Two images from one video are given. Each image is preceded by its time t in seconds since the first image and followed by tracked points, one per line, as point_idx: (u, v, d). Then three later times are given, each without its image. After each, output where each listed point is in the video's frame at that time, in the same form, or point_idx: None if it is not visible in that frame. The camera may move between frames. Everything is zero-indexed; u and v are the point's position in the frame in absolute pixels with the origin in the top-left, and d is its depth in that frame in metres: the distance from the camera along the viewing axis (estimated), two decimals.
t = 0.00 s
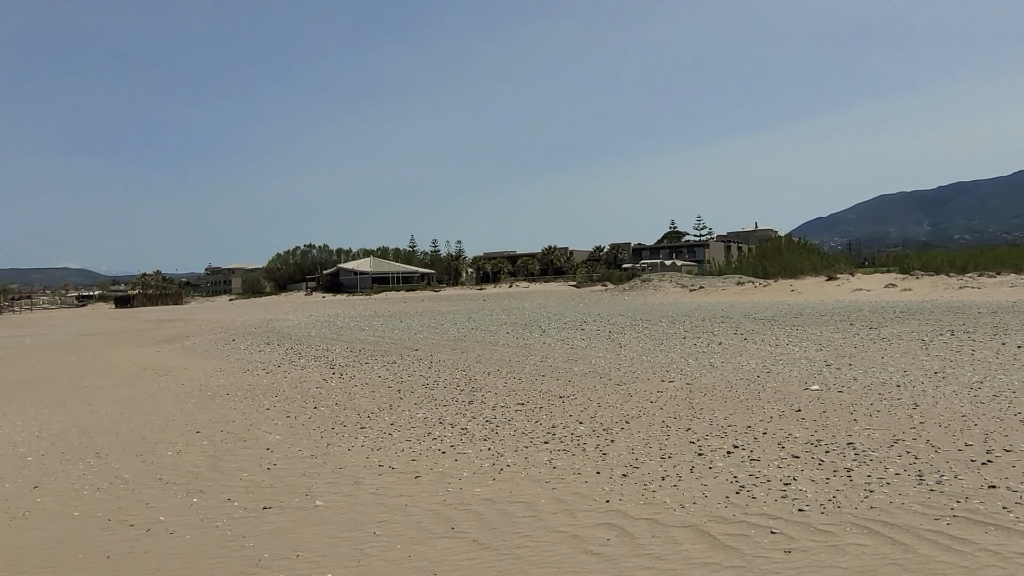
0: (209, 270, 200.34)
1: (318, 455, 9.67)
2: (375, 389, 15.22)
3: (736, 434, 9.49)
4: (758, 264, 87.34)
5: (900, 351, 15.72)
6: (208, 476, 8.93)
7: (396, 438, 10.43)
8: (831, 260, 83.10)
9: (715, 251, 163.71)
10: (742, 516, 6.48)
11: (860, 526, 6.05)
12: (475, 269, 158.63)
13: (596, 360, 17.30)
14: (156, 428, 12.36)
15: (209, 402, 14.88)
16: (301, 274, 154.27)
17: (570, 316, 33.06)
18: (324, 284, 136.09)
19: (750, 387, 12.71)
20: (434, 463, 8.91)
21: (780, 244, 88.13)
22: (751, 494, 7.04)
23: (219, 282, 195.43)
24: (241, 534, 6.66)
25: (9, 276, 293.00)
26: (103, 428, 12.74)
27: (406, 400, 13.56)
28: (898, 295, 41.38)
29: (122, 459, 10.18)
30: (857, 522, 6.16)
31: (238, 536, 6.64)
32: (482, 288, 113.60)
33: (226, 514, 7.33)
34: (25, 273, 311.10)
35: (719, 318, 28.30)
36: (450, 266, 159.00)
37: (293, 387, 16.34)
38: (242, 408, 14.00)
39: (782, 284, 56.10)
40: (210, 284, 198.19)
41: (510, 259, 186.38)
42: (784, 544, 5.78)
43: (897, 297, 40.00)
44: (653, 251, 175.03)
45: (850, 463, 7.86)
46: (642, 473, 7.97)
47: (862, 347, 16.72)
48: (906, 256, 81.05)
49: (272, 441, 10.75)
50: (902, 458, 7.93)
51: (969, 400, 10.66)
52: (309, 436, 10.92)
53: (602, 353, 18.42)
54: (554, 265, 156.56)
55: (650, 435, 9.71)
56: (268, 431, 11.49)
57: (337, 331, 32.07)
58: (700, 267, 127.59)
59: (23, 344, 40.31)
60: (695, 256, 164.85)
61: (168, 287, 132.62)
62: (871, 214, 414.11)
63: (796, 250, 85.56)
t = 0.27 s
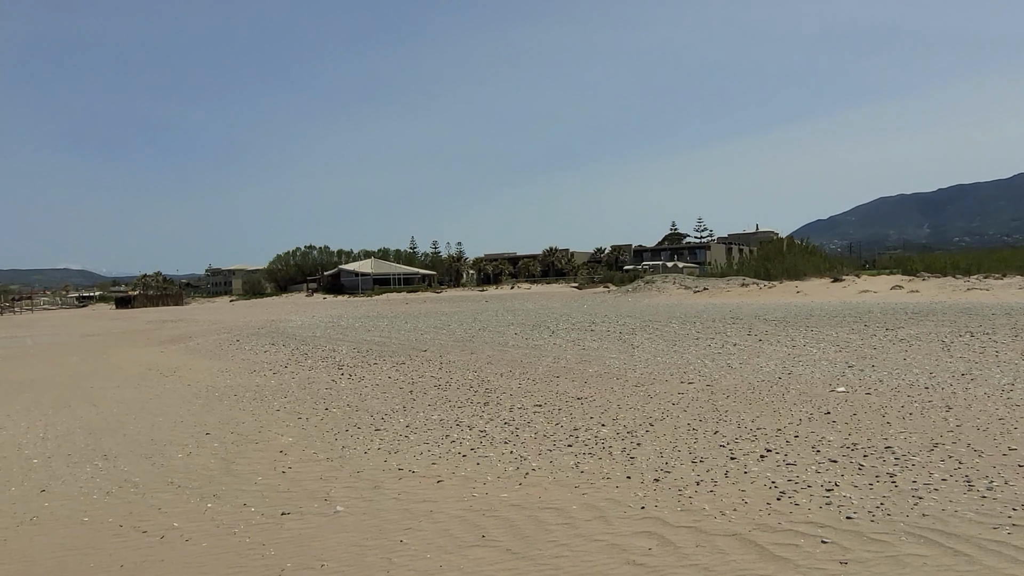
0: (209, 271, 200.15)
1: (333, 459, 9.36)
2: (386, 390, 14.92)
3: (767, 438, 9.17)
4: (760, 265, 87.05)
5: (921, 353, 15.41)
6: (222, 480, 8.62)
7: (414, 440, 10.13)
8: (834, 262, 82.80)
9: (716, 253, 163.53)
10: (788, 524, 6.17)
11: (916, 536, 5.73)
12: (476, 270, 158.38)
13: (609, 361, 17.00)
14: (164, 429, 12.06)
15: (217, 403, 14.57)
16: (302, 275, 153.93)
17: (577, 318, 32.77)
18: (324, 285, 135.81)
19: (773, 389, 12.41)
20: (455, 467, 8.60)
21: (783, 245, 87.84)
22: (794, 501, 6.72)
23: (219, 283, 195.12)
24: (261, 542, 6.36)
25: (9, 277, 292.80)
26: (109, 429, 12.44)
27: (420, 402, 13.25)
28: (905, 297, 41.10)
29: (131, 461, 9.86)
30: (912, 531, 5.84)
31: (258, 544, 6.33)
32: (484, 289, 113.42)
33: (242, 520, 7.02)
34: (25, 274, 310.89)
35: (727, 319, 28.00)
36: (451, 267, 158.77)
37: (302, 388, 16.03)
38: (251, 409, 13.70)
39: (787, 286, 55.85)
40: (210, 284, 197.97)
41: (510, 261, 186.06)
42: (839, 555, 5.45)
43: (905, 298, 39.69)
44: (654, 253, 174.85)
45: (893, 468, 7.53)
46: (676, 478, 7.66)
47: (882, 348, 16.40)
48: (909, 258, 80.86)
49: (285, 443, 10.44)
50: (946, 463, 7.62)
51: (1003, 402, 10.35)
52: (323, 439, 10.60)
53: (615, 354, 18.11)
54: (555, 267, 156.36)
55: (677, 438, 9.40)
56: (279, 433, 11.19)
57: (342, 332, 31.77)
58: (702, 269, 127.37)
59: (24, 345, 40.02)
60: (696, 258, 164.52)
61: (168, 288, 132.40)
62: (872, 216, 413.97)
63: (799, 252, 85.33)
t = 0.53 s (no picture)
0: (208, 268, 199.64)
1: (346, 463, 9.04)
2: (395, 391, 14.61)
3: (796, 443, 8.86)
4: (762, 266, 86.76)
5: (941, 355, 15.10)
6: (232, 485, 8.29)
7: (429, 443, 9.79)
8: (836, 263, 82.53)
9: (716, 253, 163.35)
10: (833, 536, 5.86)
11: (972, 551, 5.43)
12: (476, 269, 158.05)
13: (621, 362, 16.69)
14: (170, 430, 11.73)
15: (222, 403, 14.24)
16: (302, 273, 153.50)
17: (582, 317, 32.45)
18: (324, 283, 135.43)
19: (794, 392, 12.09)
20: (474, 472, 8.28)
21: (785, 246, 87.57)
22: (836, 511, 6.41)
23: (219, 280, 194.62)
24: (277, 552, 6.05)
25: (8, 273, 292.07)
26: (112, 430, 12.11)
27: (430, 403, 12.92)
28: (911, 298, 40.86)
29: (137, 464, 9.55)
30: (966, 545, 5.53)
31: (273, 555, 6.02)
32: (484, 288, 113.09)
33: (256, 528, 6.69)
34: (23, 270, 310.24)
35: (736, 320, 27.72)
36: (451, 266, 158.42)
37: (308, 388, 15.69)
38: (258, 409, 13.38)
39: (791, 286, 55.61)
40: (210, 282, 197.50)
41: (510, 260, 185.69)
42: (894, 571, 5.14)
43: (912, 300, 39.40)
44: (654, 252, 174.58)
45: (934, 476, 7.22)
46: (707, 485, 7.35)
47: (899, 350, 16.10)
48: (911, 259, 80.70)
49: (295, 446, 10.13)
50: (989, 472, 7.31)
51: None
52: (334, 441, 10.29)
53: (627, 355, 17.78)
54: (556, 266, 156.08)
55: (702, 443, 9.09)
56: (289, 435, 10.87)
57: (345, 331, 31.44)
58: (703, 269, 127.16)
59: (22, 342, 39.63)
60: (696, 258, 164.22)
61: (168, 286, 131.99)
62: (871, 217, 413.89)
63: (801, 252, 85.12)
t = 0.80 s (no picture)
0: (206, 266, 199.11)
1: (359, 467, 8.72)
2: (403, 392, 14.28)
3: (826, 451, 8.54)
4: (763, 269, 86.55)
5: (960, 361, 14.80)
6: (241, 489, 7.96)
7: (443, 448, 9.46)
8: (837, 268, 82.34)
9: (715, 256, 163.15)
10: (882, 552, 5.54)
11: None
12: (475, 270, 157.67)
13: (633, 365, 16.39)
14: (173, 430, 11.40)
15: (226, 403, 13.90)
16: (300, 272, 153.05)
17: (587, 319, 32.15)
18: (323, 283, 135.03)
19: (815, 397, 11.78)
20: (493, 478, 7.95)
21: (786, 250, 87.38)
22: (881, 525, 6.10)
23: (217, 279, 194.08)
24: (294, 563, 5.73)
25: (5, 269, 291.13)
26: (114, 429, 11.77)
27: (440, 405, 12.58)
28: (916, 304, 40.62)
29: (141, 466, 9.22)
30: None
31: (289, 566, 5.70)
32: (483, 289, 112.67)
33: (269, 537, 6.37)
34: (20, 266, 309.37)
35: (744, 323, 27.44)
36: (450, 267, 158.03)
37: (313, 388, 15.35)
38: (264, 410, 13.06)
39: (794, 290, 55.39)
40: (208, 280, 197.04)
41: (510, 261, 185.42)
42: None
43: (918, 305, 39.15)
44: (653, 255, 174.40)
45: (978, 488, 6.91)
46: (740, 495, 7.03)
47: (917, 356, 15.80)
48: (912, 264, 80.59)
49: (305, 448, 9.80)
50: None
51: None
52: (344, 444, 9.96)
53: (638, 358, 17.46)
54: (555, 267, 155.83)
55: (728, 450, 8.78)
56: (297, 437, 10.55)
57: (348, 330, 31.09)
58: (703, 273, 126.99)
59: (20, 338, 39.24)
60: (696, 261, 163.99)
61: (166, 283, 131.48)
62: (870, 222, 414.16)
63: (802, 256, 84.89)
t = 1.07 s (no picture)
0: (206, 266, 198.78)
1: (376, 478, 8.39)
2: (414, 398, 13.96)
3: (861, 465, 8.22)
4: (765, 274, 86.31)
5: (983, 370, 14.48)
6: (254, 501, 7.63)
7: (461, 458, 9.14)
8: (840, 273, 82.09)
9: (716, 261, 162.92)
10: None
11: None
12: (476, 272, 157.41)
13: (647, 371, 16.05)
14: (180, 437, 11.07)
15: (233, 408, 13.58)
16: (301, 273, 152.69)
17: (593, 323, 31.86)
18: (323, 284, 134.68)
19: (841, 407, 11.45)
20: (518, 492, 7.63)
21: (789, 254, 87.16)
22: (935, 547, 5.78)
23: (217, 279, 193.69)
24: None
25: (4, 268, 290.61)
26: (119, 435, 11.45)
27: (454, 412, 12.26)
28: (923, 310, 40.34)
29: (148, 475, 8.89)
30: None
31: None
32: (485, 292, 112.43)
33: (287, 554, 6.05)
34: (20, 266, 308.93)
35: (754, 328, 27.14)
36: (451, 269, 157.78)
37: (321, 393, 15.03)
38: (272, 416, 12.73)
39: (798, 294, 55.12)
40: (208, 280, 196.76)
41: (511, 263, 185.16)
42: None
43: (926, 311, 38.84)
44: (654, 259, 174.18)
45: None
46: (779, 513, 6.71)
47: (938, 364, 15.47)
48: (914, 269, 80.39)
49: (318, 457, 9.48)
50: None
51: None
52: (358, 453, 9.64)
53: (650, 363, 17.13)
54: (556, 270, 155.58)
55: (759, 463, 8.45)
56: (309, 445, 10.22)
57: (352, 333, 30.78)
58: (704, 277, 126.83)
59: (19, 338, 38.90)
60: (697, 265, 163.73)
61: (166, 284, 131.17)
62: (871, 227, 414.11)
63: (805, 261, 84.68)
